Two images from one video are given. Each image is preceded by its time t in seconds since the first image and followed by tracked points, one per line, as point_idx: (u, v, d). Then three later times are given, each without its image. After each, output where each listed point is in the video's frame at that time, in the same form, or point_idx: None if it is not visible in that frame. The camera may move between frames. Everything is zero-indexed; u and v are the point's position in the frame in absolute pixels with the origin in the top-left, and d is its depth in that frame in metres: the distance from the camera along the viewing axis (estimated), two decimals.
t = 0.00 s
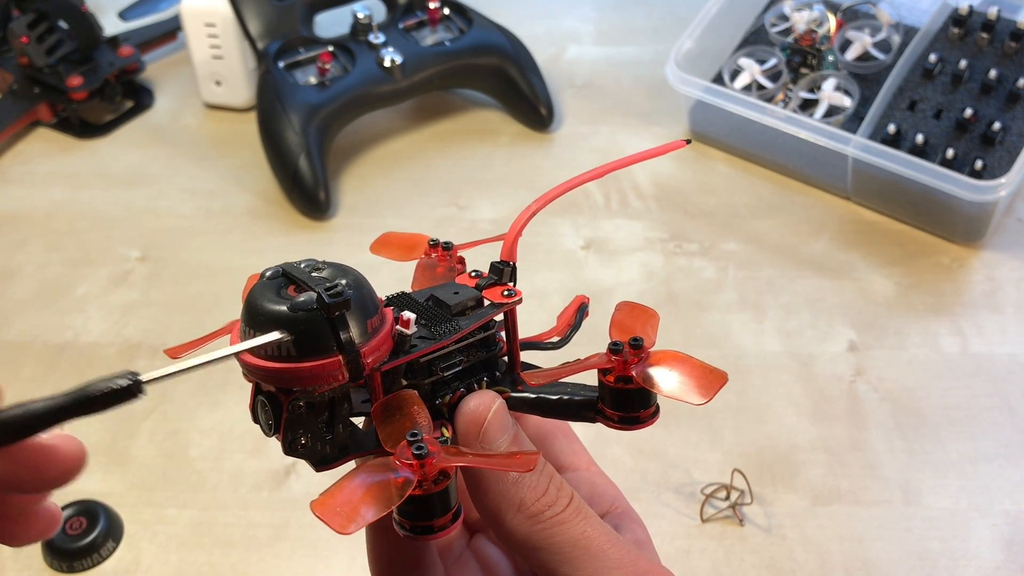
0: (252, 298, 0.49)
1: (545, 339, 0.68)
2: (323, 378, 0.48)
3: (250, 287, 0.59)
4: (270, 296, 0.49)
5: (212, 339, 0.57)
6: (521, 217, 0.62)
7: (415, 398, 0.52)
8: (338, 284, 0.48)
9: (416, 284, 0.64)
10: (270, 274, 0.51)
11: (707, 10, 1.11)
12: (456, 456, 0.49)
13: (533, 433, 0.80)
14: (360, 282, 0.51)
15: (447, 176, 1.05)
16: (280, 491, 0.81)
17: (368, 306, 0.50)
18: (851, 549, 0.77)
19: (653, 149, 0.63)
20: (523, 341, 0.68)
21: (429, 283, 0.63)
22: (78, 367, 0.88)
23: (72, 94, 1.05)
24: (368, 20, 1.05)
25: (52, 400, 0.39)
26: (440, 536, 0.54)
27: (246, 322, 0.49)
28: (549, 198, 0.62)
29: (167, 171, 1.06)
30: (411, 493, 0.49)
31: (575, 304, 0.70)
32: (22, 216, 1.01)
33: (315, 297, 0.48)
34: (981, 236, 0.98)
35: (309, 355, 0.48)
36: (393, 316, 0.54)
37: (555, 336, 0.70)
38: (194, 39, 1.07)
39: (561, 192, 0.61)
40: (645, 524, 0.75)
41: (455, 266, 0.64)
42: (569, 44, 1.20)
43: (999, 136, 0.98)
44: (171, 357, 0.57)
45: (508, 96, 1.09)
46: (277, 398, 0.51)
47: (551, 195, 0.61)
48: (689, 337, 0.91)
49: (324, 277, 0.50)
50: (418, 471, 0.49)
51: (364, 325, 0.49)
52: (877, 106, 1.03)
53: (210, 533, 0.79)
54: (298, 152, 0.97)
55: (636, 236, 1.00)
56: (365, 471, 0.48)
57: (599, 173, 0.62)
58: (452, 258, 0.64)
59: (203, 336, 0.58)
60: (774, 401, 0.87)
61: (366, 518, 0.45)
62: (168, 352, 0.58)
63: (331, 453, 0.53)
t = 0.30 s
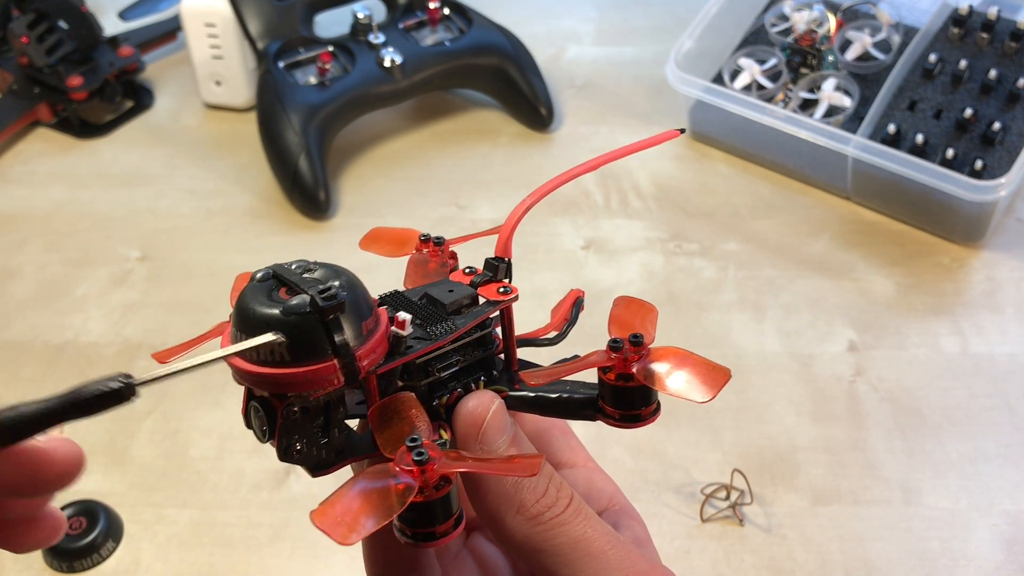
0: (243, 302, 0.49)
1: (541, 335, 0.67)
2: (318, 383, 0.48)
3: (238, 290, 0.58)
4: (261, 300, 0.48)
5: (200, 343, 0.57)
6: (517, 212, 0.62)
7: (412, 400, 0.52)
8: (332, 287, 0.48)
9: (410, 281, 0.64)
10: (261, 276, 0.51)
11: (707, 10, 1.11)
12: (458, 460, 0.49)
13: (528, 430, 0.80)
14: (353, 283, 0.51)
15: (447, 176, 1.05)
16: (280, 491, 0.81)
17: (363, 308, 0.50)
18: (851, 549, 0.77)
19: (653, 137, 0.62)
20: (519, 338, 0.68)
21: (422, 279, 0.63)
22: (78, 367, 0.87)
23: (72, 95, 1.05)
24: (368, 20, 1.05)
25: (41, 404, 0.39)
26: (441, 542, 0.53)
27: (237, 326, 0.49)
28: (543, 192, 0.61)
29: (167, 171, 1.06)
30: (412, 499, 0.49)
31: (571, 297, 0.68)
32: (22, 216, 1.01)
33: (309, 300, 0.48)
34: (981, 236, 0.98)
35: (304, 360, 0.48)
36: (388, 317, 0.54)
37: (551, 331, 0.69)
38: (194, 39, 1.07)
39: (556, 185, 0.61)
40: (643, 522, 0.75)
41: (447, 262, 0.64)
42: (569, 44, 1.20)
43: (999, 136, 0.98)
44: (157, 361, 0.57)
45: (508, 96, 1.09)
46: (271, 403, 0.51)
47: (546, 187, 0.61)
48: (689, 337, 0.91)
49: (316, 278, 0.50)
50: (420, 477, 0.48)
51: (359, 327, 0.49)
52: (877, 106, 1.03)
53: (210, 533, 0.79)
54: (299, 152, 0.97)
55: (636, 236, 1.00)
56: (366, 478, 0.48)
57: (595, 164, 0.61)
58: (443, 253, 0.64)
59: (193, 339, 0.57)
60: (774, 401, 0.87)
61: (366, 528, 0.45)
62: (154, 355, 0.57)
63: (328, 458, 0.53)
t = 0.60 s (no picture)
0: (235, 306, 0.49)
1: (534, 341, 0.67)
2: (308, 388, 0.49)
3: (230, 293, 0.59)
4: (252, 305, 0.49)
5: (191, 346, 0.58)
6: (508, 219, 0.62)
7: (402, 406, 0.52)
8: (321, 292, 0.48)
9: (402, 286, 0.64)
10: (253, 280, 0.51)
11: (707, 10, 1.11)
12: (447, 467, 0.49)
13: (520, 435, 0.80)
14: (344, 287, 0.51)
15: (446, 176, 1.05)
16: (280, 491, 0.81)
17: (354, 312, 0.50)
18: (851, 549, 0.77)
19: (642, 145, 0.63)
20: (512, 343, 0.68)
21: (414, 284, 0.63)
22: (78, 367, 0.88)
23: (72, 94, 1.05)
24: (368, 20, 1.05)
25: None
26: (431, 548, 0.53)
27: (228, 330, 0.49)
28: (536, 198, 0.61)
29: (167, 171, 1.06)
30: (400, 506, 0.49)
31: (565, 303, 0.68)
32: (22, 216, 1.01)
33: (299, 304, 0.48)
34: (981, 236, 0.98)
35: (294, 366, 0.48)
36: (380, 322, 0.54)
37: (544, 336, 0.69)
38: (194, 39, 1.07)
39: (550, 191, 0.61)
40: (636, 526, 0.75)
41: (440, 266, 0.64)
42: (569, 44, 1.20)
43: (999, 136, 0.98)
44: (149, 365, 0.58)
45: (508, 96, 1.09)
46: (261, 409, 0.52)
47: (540, 193, 0.61)
48: (689, 337, 0.91)
49: (307, 282, 0.50)
50: (408, 483, 0.49)
51: (350, 332, 0.49)
52: (877, 106, 1.03)
53: (210, 533, 0.79)
54: (299, 152, 0.97)
55: (636, 236, 1.00)
56: (354, 484, 0.48)
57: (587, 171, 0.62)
58: (437, 258, 0.64)
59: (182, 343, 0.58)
60: (774, 402, 0.87)
61: (354, 535, 0.45)
62: (147, 360, 0.58)
63: (317, 463, 0.53)
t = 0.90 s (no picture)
0: (222, 310, 0.49)
1: (522, 348, 0.67)
2: (295, 396, 0.49)
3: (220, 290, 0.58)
4: (240, 309, 0.48)
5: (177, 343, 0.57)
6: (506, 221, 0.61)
7: (389, 415, 0.53)
8: (311, 299, 0.48)
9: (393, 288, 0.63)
10: (241, 284, 0.51)
11: (707, 10, 1.11)
12: (433, 485, 0.49)
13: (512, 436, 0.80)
14: (334, 294, 0.51)
15: (446, 176, 1.05)
16: (280, 491, 0.81)
17: (343, 319, 0.50)
18: (851, 549, 0.77)
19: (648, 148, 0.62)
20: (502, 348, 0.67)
21: (405, 282, 0.63)
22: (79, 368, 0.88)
23: (72, 94, 1.05)
24: (368, 20, 1.05)
25: (30, 387, 0.41)
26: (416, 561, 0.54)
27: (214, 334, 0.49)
28: (534, 203, 0.61)
29: (167, 171, 1.06)
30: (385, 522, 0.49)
31: (557, 308, 0.67)
32: (23, 216, 1.01)
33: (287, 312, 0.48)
34: (981, 236, 0.98)
35: (281, 374, 0.48)
36: (369, 330, 0.54)
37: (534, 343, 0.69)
38: (194, 39, 1.07)
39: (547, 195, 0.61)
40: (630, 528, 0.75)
41: (431, 265, 0.64)
42: (569, 44, 1.20)
43: (999, 136, 0.98)
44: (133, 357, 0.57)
45: (508, 96, 1.09)
46: (246, 414, 0.52)
47: (538, 197, 0.61)
48: (689, 338, 0.91)
49: (297, 288, 0.50)
50: (394, 499, 0.49)
51: (339, 340, 0.49)
52: (877, 106, 1.03)
53: (210, 533, 0.79)
54: (299, 152, 0.97)
55: (636, 236, 1.00)
56: (338, 497, 0.48)
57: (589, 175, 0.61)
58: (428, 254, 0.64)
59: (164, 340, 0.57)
60: (774, 401, 0.87)
61: (334, 554, 0.45)
62: (131, 353, 0.58)
63: (302, 469, 0.53)
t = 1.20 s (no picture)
0: (230, 310, 0.48)
1: (527, 344, 0.67)
2: (303, 398, 0.48)
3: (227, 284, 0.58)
4: (248, 309, 0.48)
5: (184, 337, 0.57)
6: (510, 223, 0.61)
7: (396, 416, 0.53)
8: (319, 302, 0.48)
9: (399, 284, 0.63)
10: (248, 282, 0.50)
11: (707, 10, 1.11)
12: (441, 491, 0.49)
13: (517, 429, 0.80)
14: (342, 294, 0.51)
15: (447, 176, 1.05)
16: (280, 491, 0.81)
17: (352, 321, 0.50)
18: (851, 549, 0.77)
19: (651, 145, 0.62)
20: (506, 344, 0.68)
21: (410, 274, 0.63)
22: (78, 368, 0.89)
23: (72, 94, 1.05)
24: (368, 20, 1.05)
25: None
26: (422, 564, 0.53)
27: (222, 334, 0.48)
28: (539, 201, 0.61)
29: (167, 171, 1.06)
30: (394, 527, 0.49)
31: (562, 301, 0.65)
32: (22, 216, 1.01)
33: (296, 314, 0.47)
34: (981, 235, 0.98)
35: (290, 375, 0.48)
36: (377, 328, 0.54)
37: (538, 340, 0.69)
38: (194, 39, 1.07)
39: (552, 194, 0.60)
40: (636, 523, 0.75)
41: (436, 256, 0.64)
42: (569, 44, 1.20)
43: (999, 136, 0.98)
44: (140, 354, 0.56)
45: (508, 96, 1.09)
46: (254, 415, 0.51)
47: (542, 197, 0.60)
48: (689, 338, 0.91)
49: (306, 289, 0.50)
50: (402, 504, 0.49)
51: (347, 341, 0.49)
52: (877, 106, 1.03)
53: (210, 533, 0.79)
54: (299, 152, 0.97)
55: (636, 236, 1.00)
56: (347, 500, 0.49)
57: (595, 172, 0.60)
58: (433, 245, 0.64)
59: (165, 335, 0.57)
60: (774, 401, 0.87)
61: (342, 560, 0.45)
62: (136, 350, 0.57)
63: (309, 468, 0.54)
